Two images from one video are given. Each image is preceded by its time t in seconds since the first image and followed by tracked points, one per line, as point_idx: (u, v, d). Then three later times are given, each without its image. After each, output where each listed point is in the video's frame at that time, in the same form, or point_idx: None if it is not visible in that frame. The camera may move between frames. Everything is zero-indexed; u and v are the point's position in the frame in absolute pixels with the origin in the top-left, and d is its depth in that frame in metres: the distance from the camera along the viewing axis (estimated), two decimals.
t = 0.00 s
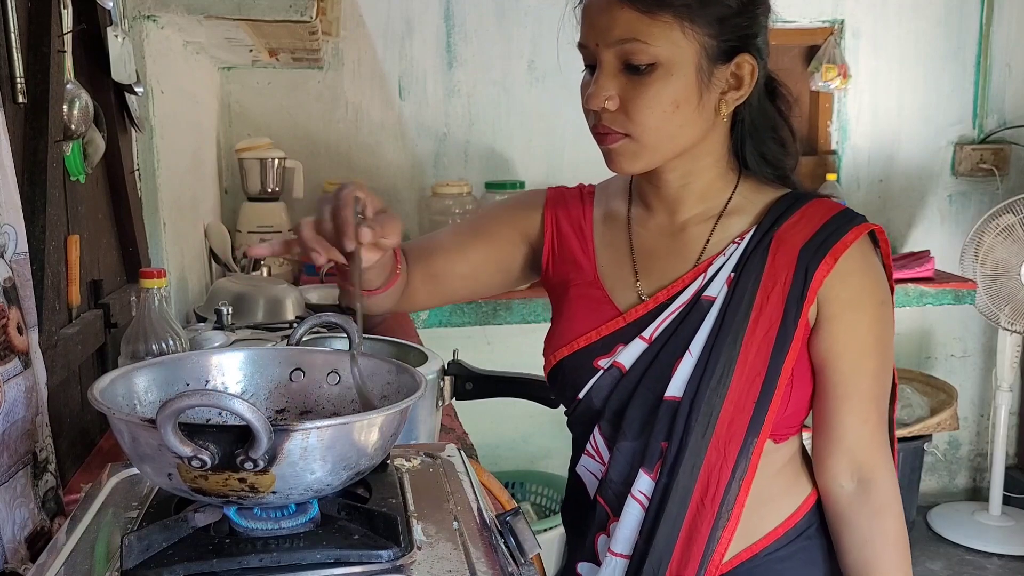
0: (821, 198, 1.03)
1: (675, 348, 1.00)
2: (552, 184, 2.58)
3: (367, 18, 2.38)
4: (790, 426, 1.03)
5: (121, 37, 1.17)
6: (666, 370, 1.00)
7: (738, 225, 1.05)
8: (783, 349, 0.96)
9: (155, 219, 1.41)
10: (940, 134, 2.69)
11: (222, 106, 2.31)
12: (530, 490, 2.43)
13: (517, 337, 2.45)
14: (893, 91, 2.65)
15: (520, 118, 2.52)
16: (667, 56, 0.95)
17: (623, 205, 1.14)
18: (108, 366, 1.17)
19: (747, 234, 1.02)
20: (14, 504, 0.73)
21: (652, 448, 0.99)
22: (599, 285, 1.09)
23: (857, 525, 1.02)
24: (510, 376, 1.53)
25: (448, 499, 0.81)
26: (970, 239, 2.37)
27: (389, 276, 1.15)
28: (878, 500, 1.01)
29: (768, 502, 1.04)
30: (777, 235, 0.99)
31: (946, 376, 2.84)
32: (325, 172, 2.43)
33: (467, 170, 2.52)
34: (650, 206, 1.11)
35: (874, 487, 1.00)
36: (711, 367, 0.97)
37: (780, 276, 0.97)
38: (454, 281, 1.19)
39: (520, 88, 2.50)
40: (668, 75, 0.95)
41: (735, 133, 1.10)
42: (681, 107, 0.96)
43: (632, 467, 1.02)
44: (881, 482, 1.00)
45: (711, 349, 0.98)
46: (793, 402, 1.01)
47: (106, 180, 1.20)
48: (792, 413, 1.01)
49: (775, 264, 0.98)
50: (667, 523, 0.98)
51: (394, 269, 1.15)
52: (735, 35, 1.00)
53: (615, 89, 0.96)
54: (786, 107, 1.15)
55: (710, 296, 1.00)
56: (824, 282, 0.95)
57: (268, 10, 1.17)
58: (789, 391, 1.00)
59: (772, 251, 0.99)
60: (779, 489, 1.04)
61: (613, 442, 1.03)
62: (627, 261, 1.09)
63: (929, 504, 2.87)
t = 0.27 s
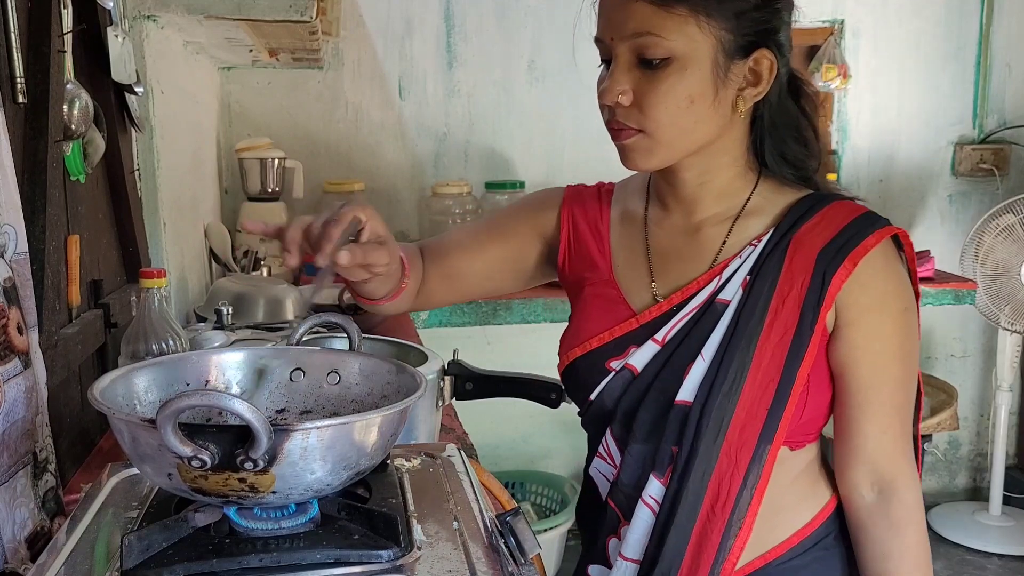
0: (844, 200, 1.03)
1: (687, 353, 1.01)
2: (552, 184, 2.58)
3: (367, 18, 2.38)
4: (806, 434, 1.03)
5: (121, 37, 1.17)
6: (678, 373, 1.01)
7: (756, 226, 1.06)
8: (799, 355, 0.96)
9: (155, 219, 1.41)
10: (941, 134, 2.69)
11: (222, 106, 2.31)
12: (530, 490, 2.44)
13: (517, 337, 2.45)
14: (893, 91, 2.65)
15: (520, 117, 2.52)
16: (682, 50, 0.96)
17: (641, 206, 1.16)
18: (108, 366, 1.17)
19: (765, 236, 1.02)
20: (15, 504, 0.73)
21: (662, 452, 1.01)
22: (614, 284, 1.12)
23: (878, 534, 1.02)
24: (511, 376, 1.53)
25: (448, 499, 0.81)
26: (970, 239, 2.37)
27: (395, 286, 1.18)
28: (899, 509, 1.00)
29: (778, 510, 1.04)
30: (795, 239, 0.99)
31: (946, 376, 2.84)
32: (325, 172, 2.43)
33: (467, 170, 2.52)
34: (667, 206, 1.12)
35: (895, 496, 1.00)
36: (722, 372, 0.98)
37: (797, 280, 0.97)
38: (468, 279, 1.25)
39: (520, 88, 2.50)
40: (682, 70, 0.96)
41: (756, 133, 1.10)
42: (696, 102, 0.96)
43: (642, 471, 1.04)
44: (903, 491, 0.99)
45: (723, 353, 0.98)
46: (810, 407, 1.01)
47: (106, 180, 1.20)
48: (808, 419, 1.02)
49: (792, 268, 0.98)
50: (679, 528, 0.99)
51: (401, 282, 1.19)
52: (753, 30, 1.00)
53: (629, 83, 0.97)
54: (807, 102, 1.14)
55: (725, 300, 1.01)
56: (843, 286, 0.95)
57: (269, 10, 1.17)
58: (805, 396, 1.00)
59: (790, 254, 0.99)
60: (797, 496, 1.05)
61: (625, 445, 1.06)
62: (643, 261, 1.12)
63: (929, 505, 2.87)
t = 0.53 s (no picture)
0: (869, 204, 1.01)
1: (697, 355, 1.03)
2: (553, 184, 2.58)
3: (367, 18, 2.38)
4: (821, 443, 1.03)
5: (121, 37, 1.17)
6: (688, 376, 1.02)
7: (775, 228, 1.06)
8: (810, 361, 0.96)
9: (155, 219, 1.41)
10: (941, 134, 2.69)
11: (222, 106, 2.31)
12: (530, 490, 2.44)
13: (517, 337, 2.45)
14: (893, 91, 2.65)
15: (520, 117, 2.52)
16: (694, 48, 0.96)
17: (660, 204, 1.18)
18: (108, 365, 1.17)
19: (781, 240, 1.02)
20: (15, 504, 0.73)
21: (669, 455, 1.03)
22: (629, 283, 1.13)
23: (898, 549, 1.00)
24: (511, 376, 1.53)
25: (448, 499, 0.81)
26: (970, 239, 2.37)
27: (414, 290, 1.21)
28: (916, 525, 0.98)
29: (790, 520, 1.04)
30: (812, 243, 0.99)
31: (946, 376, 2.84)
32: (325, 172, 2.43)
33: (467, 170, 2.52)
34: (686, 206, 1.13)
35: (914, 511, 0.98)
36: (730, 376, 0.99)
37: (812, 285, 0.97)
38: (488, 277, 1.28)
39: (520, 88, 2.50)
40: (694, 69, 0.96)
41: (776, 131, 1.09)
42: (709, 101, 0.96)
43: (650, 472, 1.06)
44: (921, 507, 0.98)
45: (733, 357, 0.99)
46: (823, 416, 1.01)
47: (106, 180, 1.20)
48: (822, 427, 1.01)
49: (808, 273, 0.98)
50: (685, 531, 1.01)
51: (418, 286, 1.21)
52: (767, 26, 1.00)
53: (641, 83, 0.97)
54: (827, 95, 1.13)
55: (738, 304, 1.02)
56: (859, 293, 0.94)
57: (269, 10, 1.17)
58: (819, 403, 1.00)
59: (806, 259, 0.99)
60: (817, 504, 1.05)
61: (635, 445, 1.07)
62: (660, 261, 1.13)
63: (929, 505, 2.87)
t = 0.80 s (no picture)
0: (891, 209, 0.99)
1: (706, 359, 1.02)
2: (553, 184, 2.58)
3: (367, 18, 2.38)
4: (836, 454, 1.01)
5: (121, 37, 1.17)
6: (696, 381, 1.03)
7: (791, 231, 1.05)
8: (820, 369, 0.95)
9: (155, 219, 1.41)
10: (941, 134, 2.69)
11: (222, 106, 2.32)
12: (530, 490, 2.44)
13: (518, 337, 2.45)
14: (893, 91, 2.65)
15: (521, 117, 2.52)
16: (709, 46, 0.95)
17: (678, 206, 1.18)
18: (108, 365, 1.17)
19: (796, 244, 1.01)
20: (15, 504, 0.73)
21: (675, 460, 1.03)
22: (643, 285, 1.14)
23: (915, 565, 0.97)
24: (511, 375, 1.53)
25: (448, 499, 0.81)
26: (970, 239, 2.37)
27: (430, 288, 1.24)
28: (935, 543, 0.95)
29: (802, 532, 1.03)
30: (827, 249, 0.98)
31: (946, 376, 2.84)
32: (325, 172, 2.43)
33: (467, 170, 2.52)
34: (704, 208, 1.13)
35: (931, 527, 0.95)
36: (737, 382, 0.98)
37: (825, 291, 0.97)
38: (507, 279, 1.30)
39: (520, 88, 2.50)
40: (707, 67, 0.95)
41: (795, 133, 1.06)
42: (724, 100, 0.96)
43: (658, 475, 1.06)
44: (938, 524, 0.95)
45: (740, 362, 0.99)
46: (836, 426, 0.99)
47: (106, 180, 1.20)
48: (835, 438, 1.00)
49: (822, 279, 0.97)
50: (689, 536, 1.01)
51: (434, 283, 1.23)
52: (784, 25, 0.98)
53: (655, 81, 0.98)
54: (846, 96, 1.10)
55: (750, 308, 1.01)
56: (873, 300, 0.93)
57: (269, 10, 1.17)
58: (831, 412, 0.98)
59: (820, 264, 0.98)
60: (830, 515, 1.03)
61: (643, 447, 1.08)
62: (676, 263, 1.13)
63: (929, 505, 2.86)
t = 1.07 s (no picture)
0: (907, 219, 0.97)
1: (709, 367, 1.03)
2: (553, 184, 2.58)
3: (367, 18, 2.38)
4: (842, 465, 1.01)
5: (121, 37, 1.17)
6: (697, 389, 1.03)
7: (802, 238, 1.04)
8: (823, 383, 0.95)
9: (155, 219, 1.41)
10: (940, 134, 2.69)
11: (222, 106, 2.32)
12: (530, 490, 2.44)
13: (518, 337, 2.45)
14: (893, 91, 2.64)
15: (521, 117, 2.52)
16: (712, 46, 0.94)
17: (692, 208, 1.19)
18: (108, 365, 1.17)
19: (805, 253, 1.00)
20: (15, 504, 0.73)
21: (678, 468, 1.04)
22: (654, 289, 1.15)
23: None
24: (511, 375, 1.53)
25: (448, 499, 0.81)
26: (970, 239, 2.37)
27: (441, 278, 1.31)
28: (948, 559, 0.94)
29: (803, 542, 1.03)
30: (836, 260, 0.97)
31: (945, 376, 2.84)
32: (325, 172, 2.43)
33: (467, 170, 2.52)
34: (716, 212, 1.14)
35: (943, 543, 0.94)
36: (738, 393, 0.99)
37: (831, 303, 0.96)
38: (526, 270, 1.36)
39: (520, 88, 2.50)
40: (711, 67, 0.95)
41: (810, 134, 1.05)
42: (728, 101, 0.95)
43: (663, 480, 1.07)
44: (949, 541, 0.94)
45: (742, 373, 0.99)
46: (839, 438, 0.99)
47: (106, 179, 1.20)
48: (839, 450, 1.00)
49: (828, 291, 0.96)
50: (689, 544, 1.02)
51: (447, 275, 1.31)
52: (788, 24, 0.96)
53: (660, 83, 0.98)
54: (868, 92, 1.07)
55: (754, 317, 1.01)
56: (879, 315, 0.92)
57: (269, 10, 1.17)
58: (835, 425, 0.98)
59: (828, 275, 0.97)
60: (833, 528, 1.03)
61: (649, 451, 1.09)
62: (686, 265, 1.14)
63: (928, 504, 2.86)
